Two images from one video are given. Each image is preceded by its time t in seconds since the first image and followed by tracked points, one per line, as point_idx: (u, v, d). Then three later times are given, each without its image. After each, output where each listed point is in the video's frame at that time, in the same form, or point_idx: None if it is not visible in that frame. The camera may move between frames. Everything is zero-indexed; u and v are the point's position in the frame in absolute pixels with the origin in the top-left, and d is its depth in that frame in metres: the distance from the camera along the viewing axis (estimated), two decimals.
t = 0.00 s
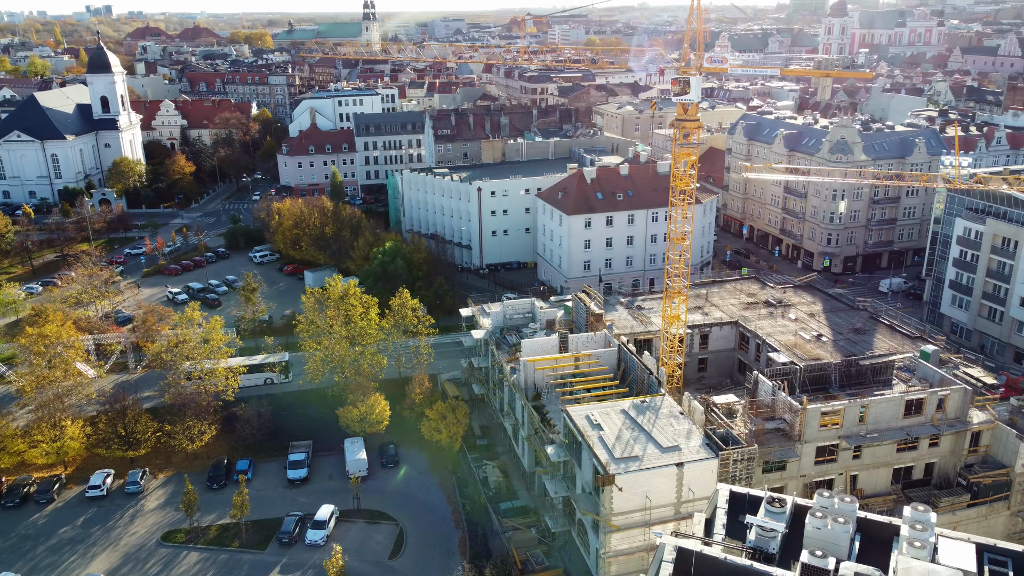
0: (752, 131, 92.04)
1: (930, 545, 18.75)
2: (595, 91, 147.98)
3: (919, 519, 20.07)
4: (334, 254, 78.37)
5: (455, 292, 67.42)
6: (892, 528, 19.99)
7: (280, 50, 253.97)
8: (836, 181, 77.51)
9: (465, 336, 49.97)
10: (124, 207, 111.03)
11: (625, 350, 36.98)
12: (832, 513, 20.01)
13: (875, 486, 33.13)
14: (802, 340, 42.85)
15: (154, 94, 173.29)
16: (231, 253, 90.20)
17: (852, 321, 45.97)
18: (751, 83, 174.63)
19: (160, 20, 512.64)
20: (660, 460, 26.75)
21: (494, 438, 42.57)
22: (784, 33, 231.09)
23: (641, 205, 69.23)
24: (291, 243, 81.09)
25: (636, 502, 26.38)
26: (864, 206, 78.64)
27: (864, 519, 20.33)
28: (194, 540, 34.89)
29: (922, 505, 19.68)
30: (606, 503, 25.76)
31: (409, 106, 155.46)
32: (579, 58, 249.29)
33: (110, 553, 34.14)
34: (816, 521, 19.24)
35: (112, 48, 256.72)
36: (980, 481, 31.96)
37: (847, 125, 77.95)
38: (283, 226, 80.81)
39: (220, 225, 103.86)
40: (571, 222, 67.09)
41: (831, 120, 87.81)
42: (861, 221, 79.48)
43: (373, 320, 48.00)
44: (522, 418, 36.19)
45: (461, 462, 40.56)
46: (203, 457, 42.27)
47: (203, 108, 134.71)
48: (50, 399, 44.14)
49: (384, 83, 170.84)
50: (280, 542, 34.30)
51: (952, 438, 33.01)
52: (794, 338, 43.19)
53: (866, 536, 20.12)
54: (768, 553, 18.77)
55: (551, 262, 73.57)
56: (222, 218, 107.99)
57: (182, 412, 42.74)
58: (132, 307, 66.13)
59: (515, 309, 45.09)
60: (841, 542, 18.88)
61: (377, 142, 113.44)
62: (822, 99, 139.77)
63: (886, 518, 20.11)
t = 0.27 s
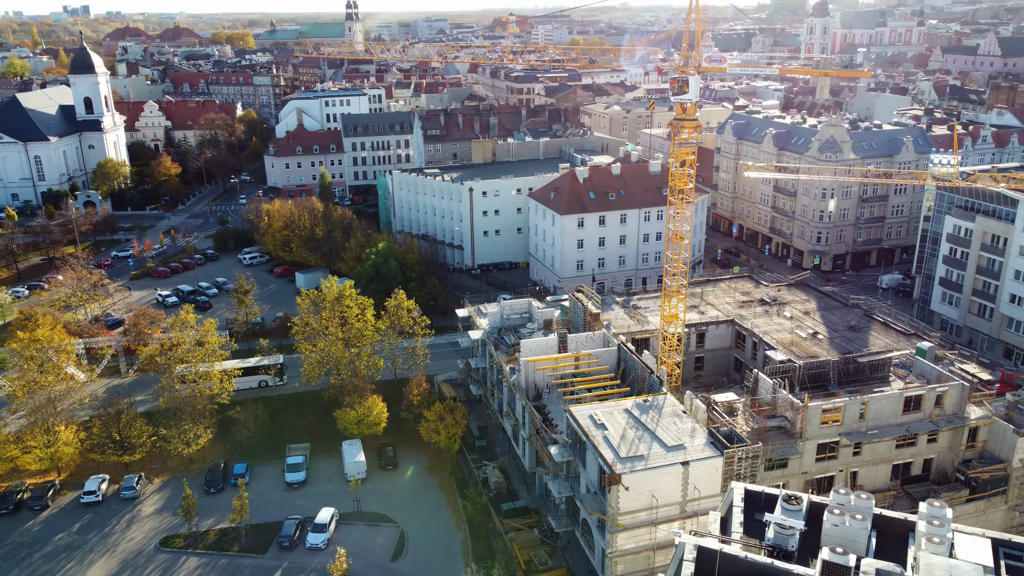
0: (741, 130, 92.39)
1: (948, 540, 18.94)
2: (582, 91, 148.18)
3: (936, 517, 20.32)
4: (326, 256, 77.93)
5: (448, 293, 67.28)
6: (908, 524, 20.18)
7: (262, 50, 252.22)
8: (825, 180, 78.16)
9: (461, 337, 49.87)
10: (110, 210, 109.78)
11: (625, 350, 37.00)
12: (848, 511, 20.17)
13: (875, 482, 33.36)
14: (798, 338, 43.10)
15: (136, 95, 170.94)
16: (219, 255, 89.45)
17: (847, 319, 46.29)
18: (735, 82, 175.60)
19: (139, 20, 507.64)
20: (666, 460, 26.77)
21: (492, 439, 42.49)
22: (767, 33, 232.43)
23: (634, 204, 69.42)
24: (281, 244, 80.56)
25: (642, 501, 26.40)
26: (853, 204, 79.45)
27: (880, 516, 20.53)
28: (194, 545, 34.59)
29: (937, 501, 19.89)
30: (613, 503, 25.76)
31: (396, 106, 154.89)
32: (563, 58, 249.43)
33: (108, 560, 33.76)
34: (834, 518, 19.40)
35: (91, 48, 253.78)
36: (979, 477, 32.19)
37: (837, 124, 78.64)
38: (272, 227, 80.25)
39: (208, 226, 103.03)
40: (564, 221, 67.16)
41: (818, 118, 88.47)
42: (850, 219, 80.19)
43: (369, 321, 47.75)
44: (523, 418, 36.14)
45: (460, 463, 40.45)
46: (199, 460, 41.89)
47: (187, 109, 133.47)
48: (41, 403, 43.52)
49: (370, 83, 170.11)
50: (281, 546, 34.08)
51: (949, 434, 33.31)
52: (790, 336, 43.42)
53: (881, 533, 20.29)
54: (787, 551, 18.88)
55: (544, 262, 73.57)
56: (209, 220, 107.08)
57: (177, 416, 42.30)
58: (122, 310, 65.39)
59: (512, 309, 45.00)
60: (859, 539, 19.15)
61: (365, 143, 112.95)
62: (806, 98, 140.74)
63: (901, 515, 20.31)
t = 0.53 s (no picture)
0: (730, 129, 92.71)
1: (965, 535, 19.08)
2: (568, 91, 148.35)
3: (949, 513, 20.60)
4: (316, 257, 77.45)
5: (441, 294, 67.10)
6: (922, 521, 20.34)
7: (244, 51, 250.43)
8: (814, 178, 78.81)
9: (457, 338, 49.78)
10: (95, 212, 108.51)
11: (625, 349, 37.02)
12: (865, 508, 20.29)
13: (874, 478, 33.60)
14: (795, 336, 43.35)
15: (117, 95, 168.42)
16: (208, 257, 88.69)
17: (842, 317, 46.61)
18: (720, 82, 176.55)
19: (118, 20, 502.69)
20: (672, 458, 26.82)
21: (491, 440, 42.43)
22: (750, 33, 233.88)
23: (626, 204, 69.61)
24: (271, 246, 80.06)
25: (648, 501, 26.43)
26: (842, 202, 80.15)
27: (894, 512, 20.74)
28: (192, 551, 34.29)
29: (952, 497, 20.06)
30: (619, 503, 25.77)
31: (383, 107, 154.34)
32: (548, 58, 249.49)
33: (106, 566, 33.36)
34: (851, 516, 19.53)
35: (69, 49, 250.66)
36: (977, 472, 32.48)
37: (826, 123, 79.30)
38: (262, 229, 79.68)
39: (195, 228, 102.15)
40: (556, 221, 67.22)
41: (806, 118, 89.11)
42: (839, 217, 80.88)
43: (365, 322, 47.48)
44: (523, 418, 36.09)
45: (460, 465, 40.33)
46: (195, 465, 41.50)
47: (171, 110, 132.19)
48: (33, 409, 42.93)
49: (355, 83, 169.31)
50: (281, 550, 33.85)
51: (947, 430, 33.61)
52: (786, 334, 43.67)
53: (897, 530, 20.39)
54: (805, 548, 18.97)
55: (536, 262, 73.57)
56: (196, 222, 106.15)
57: (172, 420, 41.88)
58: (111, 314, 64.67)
59: (509, 309, 44.91)
60: (876, 536, 19.38)
61: (353, 143, 112.44)
62: (791, 98, 141.71)
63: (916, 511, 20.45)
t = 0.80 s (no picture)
0: (718, 129, 93.15)
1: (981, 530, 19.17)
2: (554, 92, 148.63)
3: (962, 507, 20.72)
4: (307, 259, 76.90)
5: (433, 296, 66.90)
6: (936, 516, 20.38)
7: (226, 52, 248.49)
8: (803, 177, 79.44)
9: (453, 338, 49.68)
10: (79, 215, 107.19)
11: (624, 348, 37.02)
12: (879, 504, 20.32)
13: (872, 475, 33.86)
14: (790, 333, 43.63)
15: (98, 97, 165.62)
16: (196, 259, 87.89)
17: (835, 314, 46.98)
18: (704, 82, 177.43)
19: (95, 21, 497.66)
20: (676, 457, 26.87)
21: (489, 441, 42.34)
22: (732, 33, 235.40)
23: (618, 204, 69.79)
24: (260, 248, 79.47)
25: (653, 500, 26.48)
26: (830, 201, 80.87)
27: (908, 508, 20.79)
28: (191, 556, 33.93)
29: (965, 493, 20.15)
30: (626, 502, 25.78)
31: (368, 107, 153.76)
32: (532, 59, 249.51)
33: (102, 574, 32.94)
34: (867, 512, 19.52)
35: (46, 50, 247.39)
36: (974, 467, 32.83)
37: (814, 123, 79.90)
38: (251, 231, 79.09)
39: (181, 230, 101.22)
40: (549, 221, 67.24)
41: (793, 117, 89.79)
42: (827, 216, 81.62)
43: (359, 323, 47.21)
44: (523, 419, 36.01)
45: (457, 466, 40.20)
46: (190, 470, 41.09)
47: (154, 111, 130.85)
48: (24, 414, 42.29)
49: (340, 84, 168.47)
50: (281, 554, 33.58)
51: (944, 425, 33.93)
52: (781, 332, 43.93)
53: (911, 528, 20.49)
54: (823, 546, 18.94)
55: (528, 262, 73.53)
56: (182, 224, 105.17)
57: (166, 423, 41.40)
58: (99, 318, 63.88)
59: (505, 310, 44.83)
60: (892, 532, 19.41)
61: (340, 144, 111.85)
62: (776, 97, 142.68)
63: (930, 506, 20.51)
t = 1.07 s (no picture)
0: (706, 128, 93.60)
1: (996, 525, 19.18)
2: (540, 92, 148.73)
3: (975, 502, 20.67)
4: (296, 261, 76.36)
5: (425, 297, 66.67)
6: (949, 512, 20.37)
7: (206, 52, 246.31)
8: (792, 176, 79.95)
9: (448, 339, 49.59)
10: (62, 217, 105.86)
11: (622, 348, 37.04)
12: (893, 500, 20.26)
13: (870, 471, 34.12)
14: (785, 331, 43.92)
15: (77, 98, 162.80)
16: (183, 262, 87.06)
17: (828, 312, 47.34)
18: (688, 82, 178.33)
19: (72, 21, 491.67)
20: (680, 456, 26.94)
21: (486, 442, 42.28)
22: (715, 33, 236.70)
23: (609, 204, 69.92)
24: (249, 250, 78.83)
25: (658, 499, 26.53)
26: (818, 199, 81.54)
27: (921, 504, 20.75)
28: (189, 562, 33.59)
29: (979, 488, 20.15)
30: (631, 501, 25.80)
31: (353, 108, 153.04)
32: (515, 58, 249.48)
33: None
34: (882, 509, 19.43)
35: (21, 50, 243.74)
36: (970, 462, 33.19)
37: (801, 122, 80.32)
38: (238, 232, 78.42)
39: (167, 233, 100.20)
40: (541, 221, 67.25)
41: (779, 116, 90.45)
42: (815, 214, 82.26)
43: (354, 325, 46.94)
44: (523, 419, 35.94)
45: (455, 468, 40.08)
46: (185, 474, 40.69)
47: (136, 113, 129.28)
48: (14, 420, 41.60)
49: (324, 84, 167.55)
50: (281, 559, 33.30)
51: (940, 421, 34.29)
52: (776, 330, 44.19)
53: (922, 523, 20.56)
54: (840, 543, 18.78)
55: (519, 262, 73.49)
56: (168, 226, 104.16)
57: (160, 428, 40.92)
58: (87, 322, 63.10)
59: (501, 310, 44.75)
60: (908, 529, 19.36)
61: (326, 145, 111.17)
62: (759, 96, 143.69)
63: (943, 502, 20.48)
